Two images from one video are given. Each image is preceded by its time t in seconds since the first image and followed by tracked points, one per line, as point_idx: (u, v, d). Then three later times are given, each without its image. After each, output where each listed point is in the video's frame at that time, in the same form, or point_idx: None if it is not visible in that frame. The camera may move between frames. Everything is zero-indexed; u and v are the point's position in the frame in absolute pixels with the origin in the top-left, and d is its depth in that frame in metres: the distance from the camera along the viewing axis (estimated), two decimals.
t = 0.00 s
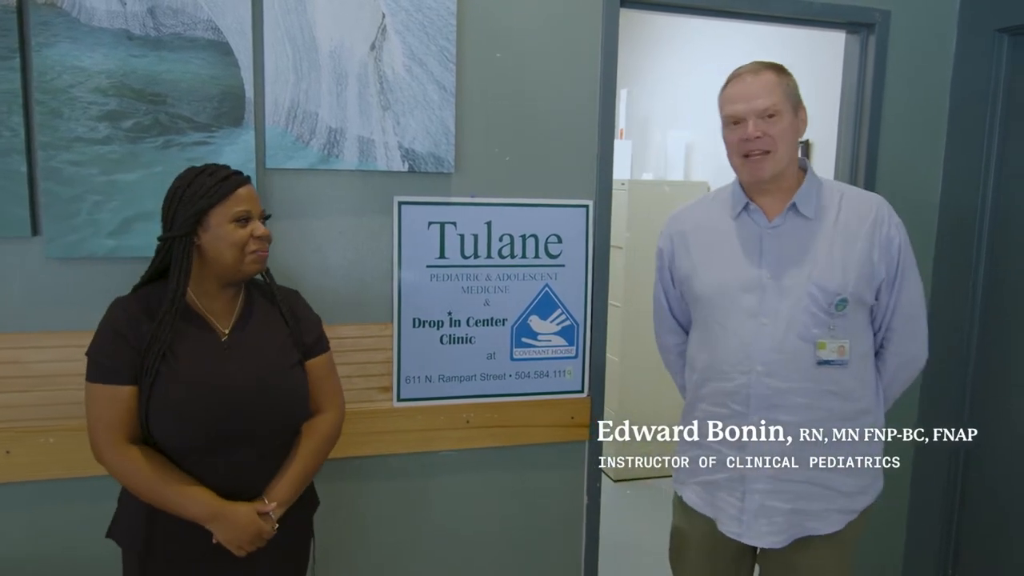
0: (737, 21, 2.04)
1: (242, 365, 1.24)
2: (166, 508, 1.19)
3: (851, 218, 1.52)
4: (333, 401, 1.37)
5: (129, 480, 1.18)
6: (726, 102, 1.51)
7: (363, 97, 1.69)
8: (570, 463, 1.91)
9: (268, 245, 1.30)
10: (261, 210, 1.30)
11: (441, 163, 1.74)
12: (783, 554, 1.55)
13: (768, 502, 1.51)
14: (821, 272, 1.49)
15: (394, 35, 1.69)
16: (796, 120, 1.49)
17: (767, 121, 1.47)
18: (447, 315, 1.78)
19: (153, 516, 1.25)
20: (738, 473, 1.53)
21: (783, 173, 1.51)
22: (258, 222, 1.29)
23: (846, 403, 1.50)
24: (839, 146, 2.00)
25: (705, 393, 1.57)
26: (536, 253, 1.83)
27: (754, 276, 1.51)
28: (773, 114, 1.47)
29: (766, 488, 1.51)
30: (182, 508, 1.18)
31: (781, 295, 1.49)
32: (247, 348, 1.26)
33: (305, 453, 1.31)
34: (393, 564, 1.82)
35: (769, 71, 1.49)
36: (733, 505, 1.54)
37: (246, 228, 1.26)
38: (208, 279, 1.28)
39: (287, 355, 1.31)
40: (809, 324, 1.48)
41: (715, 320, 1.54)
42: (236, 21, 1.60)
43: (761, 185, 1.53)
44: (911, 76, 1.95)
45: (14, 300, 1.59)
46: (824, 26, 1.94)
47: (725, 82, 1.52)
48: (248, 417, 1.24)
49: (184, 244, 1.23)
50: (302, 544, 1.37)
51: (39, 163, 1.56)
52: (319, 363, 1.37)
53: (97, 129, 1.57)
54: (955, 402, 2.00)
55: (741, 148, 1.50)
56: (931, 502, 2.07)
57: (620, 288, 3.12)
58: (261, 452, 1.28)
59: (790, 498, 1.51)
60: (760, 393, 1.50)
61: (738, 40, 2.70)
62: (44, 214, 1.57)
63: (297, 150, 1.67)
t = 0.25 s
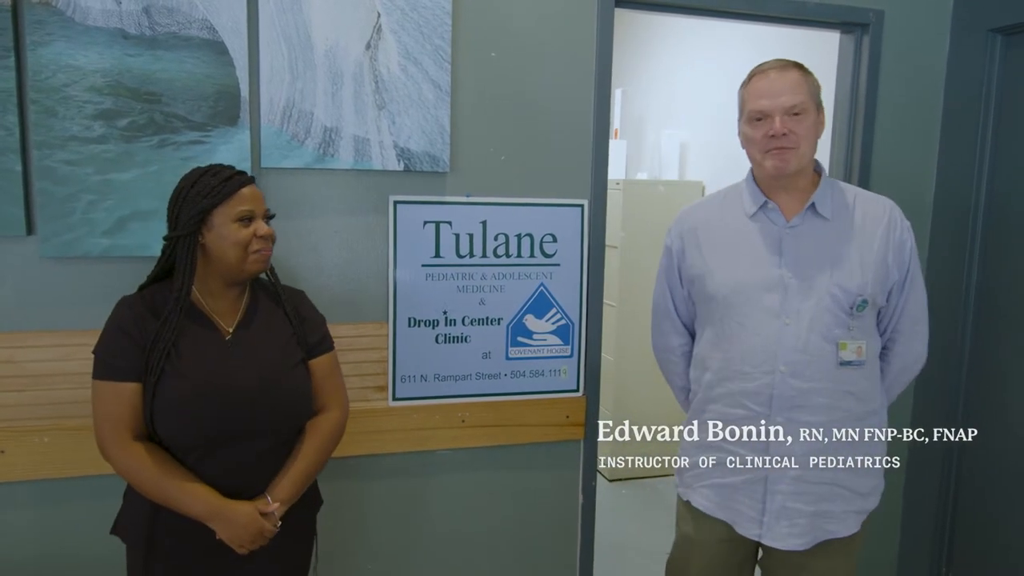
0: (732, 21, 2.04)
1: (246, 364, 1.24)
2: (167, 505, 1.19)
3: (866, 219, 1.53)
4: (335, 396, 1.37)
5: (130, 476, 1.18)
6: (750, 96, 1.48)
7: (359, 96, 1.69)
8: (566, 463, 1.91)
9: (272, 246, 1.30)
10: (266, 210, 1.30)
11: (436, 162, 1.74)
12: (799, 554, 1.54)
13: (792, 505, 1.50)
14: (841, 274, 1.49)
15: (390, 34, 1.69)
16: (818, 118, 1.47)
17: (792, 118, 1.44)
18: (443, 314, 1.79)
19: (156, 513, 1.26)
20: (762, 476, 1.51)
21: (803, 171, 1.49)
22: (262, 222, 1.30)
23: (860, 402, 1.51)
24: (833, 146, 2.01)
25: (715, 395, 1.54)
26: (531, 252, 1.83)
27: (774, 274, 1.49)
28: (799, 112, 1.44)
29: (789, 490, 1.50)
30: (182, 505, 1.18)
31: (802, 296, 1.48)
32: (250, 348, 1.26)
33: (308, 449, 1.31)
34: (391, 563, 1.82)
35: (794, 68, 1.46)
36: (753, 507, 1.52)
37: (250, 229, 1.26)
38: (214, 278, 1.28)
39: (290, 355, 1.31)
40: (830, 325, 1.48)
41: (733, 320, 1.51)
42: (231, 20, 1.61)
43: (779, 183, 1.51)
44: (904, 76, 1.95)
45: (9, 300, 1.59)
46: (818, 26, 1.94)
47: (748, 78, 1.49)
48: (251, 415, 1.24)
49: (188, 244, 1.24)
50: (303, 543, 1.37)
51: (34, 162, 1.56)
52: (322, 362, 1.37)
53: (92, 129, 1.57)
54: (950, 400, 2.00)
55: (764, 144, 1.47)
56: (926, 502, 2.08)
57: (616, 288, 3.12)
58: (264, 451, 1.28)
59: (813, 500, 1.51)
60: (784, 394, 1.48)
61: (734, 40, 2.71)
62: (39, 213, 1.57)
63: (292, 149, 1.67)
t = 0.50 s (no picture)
0: (728, 18, 2.04)
1: (253, 361, 1.24)
2: (175, 500, 1.19)
3: (872, 218, 1.54)
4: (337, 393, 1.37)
5: (138, 471, 1.18)
6: (764, 91, 1.48)
7: (355, 93, 1.69)
8: (562, 461, 1.91)
9: (275, 241, 1.30)
10: (267, 205, 1.30)
11: (432, 160, 1.74)
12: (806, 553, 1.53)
13: (803, 501, 1.50)
14: (851, 272, 1.49)
15: (386, 32, 1.69)
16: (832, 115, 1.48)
17: (808, 113, 1.45)
18: (439, 311, 1.78)
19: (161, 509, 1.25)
20: (774, 472, 1.50)
21: (816, 168, 1.50)
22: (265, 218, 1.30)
23: (867, 398, 1.52)
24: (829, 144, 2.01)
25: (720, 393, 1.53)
26: (527, 250, 1.83)
27: (786, 269, 1.49)
28: (815, 107, 1.45)
29: (801, 487, 1.50)
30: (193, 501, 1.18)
31: (814, 291, 1.48)
32: (257, 346, 1.26)
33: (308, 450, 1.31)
34: (388, 561, 1.82)
35: (807, 65, 1.48)
36: (763, 505, 1.51)
37: (254, 224, 1.26)
38: (221, 276, 1.27)
39: (294, 352, 1.31)
40: (841, 321, 1.48)
41: (743, 316, 1.50)
42: (228, 17, 1.61)
43: (791, 180, 1.51)
44: (900, 74, 1.96)
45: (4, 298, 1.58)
46: (814, 24, 1.94)
47: (760, 75, 1.50)
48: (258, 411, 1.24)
49: (192, 242, 1.23)
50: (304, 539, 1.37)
51: (29, 160, 1.56)
52: (324, 359, 1.38)
53: (88, 126, 1.57)
54: (946, 399, 2.01)
55: (780, 138, 1.47)
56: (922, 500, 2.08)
57: (613, 288, 3.12)
58: (270, 447, 1.27)
59: (824, 497, 1.50)
60: (798, 390, 1.48)
61: (731, 38, 2.71)
62: (34, 210, 1.57)
63: (288, 146, 1.67)
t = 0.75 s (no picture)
0: (723, 16, 2.04)
1: (253, 359, 1.24)
2: (177, 500, 1.18)
3: (868, 219, 1.55)
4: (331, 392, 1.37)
5: (140, 472, 1.16)
6: (767, 88, 1.48)
7: (349, 91, 1.69)
8: (557, 458, 1.91)
9: (272, 237, 1.30)
10: (262, 202, 1.30)
11: (426, 157, 1.74)
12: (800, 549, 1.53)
13: (798, 499, 1.49)
14: (848, 272, 1.50)
15: (380, 29, 1.69)
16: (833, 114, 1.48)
17: (810, 111, 1.45)
18: (433, 309, 1.78)
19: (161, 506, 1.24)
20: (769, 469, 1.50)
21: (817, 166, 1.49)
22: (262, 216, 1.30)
23: (859, 396, 1.53)
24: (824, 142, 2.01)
25: (716, 390, 1.52)
26: (522, 247, 1.83)
27: (783, 267, 1.49)
28: (818, 106, 1.45)
29: (796, 484, 1.49)
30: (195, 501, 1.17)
31: (812, 289, 1.48)
32: (255, 344, 1.26)
33: (305, 452, 1.31)
34: (386, 558, 1.82)
35: (809, 64, 1.48)
36: (759, 501, 1.50)
37: (252, 221, 1.26)
38: (219, 275, 1.27)
39: (293, 350, 1.31)
40: (838, 320, 1.49)
41: (741, 312, 1.50)
42: (221, 14, 1.61)
43: (792, 179, 1.51)
44: (894, 72, 1.96)
45: None
46: (809, 21, 1.94)
47: (761, 73, 1.50)
48: (259, 410, 1.23)
49: (191, 244, 1.22)
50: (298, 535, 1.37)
51: (23, 157, 1.56)
52: (319, 357, 1.37)
53: (82, 123, 1.57)
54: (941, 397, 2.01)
55: (782, 136, 1.47)
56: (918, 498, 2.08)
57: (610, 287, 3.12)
58: (270, 446, 1.27)
59: (819, 494, 1.50)
60: (795, 386, 1.48)
61: (726, 37, 2.71)
62: (28, 207, 1.57)
63: (282, 143, 1.67)
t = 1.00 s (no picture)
0: (719, 16, 2.04)
1: (250, 358, 1.23)
2: (186, 502, 1.16)
3: (857, 220, 1.55)
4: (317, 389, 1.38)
5: (147, 475, 1.13)
6: (759, 88, 1.47)
7: (344, 90, 1.69)
8: (553, 458, 1.91)
9: (257, 235, 1.28)
10: (246, 198, 1.28)
11: (421, 157, 1.74)
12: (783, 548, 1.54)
13: (778, 498, 1.50)
14: (834, 275, 1.50)
15: (375, 29, 1.69)
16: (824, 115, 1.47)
17: (802, 112, 1.44)
18: (428, 309, 1.78)
19: (158, 506, 1.20)
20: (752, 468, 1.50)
21: (806, 168, 1.49)
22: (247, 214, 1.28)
23: (842, 397, 1.53)
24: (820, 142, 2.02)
25: (702, 390, 1.52)
26: (517, 247, 1.82)
27: (770, 268, 1.49)
28: (809, 107, 1.45)
29: (776, 484, 1.50)
30: (204, 498, 1.15)
31: (797, 291, 1.49)
32: (248, 342, 1.25)
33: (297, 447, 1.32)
34: (380, 558, 1.82)
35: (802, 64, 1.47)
36: (740, 500, 1.51)
37: (240, 218, 1.24)
38: (205, 273, 1.25)
39: (283, 347, 1.31)
40: (822, 322, 1.49)
41: (726, 312, 1.50)
42: (216, 13, 1.60)
43: (781, 179, 1.50)
44: (890, 72, 1.96)
45: None
46: (804, 21, 1.94)
47: (754, 71, 1.49)
48: (257, 408, 1.22)
49: (179, 241, 1.19)
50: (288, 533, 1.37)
51: (17, 156, 1.56)
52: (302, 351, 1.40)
53: (76, 122, 1.57)
54: (937, 396, 2.00)
55: (774, 136, 1.46)
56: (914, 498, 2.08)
57: (607, 288, 3.11)
58: (265, 444, 1.27)
59: (799, 493, 1.51)
60: (778, 388, 1.48)
61: (722, 36, 2.71)
62: (22, 207, 1.57)
63: (277, 143, 1.67)
